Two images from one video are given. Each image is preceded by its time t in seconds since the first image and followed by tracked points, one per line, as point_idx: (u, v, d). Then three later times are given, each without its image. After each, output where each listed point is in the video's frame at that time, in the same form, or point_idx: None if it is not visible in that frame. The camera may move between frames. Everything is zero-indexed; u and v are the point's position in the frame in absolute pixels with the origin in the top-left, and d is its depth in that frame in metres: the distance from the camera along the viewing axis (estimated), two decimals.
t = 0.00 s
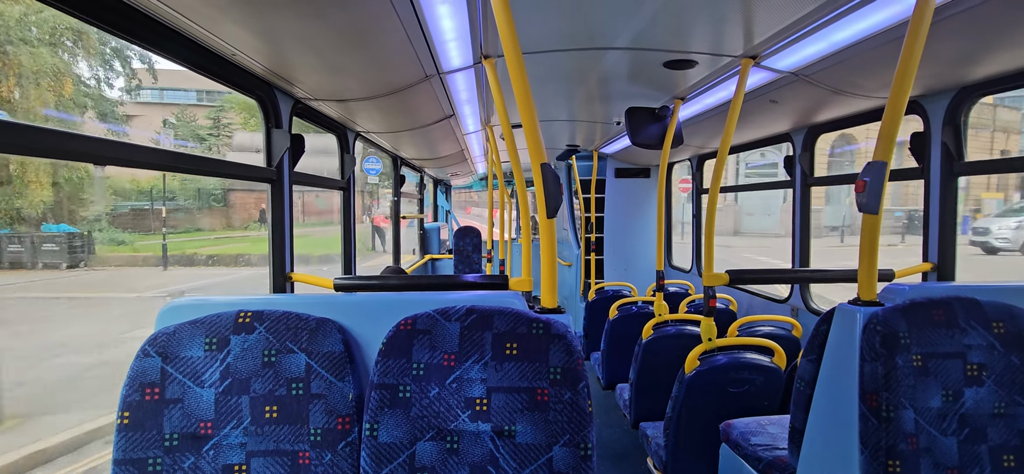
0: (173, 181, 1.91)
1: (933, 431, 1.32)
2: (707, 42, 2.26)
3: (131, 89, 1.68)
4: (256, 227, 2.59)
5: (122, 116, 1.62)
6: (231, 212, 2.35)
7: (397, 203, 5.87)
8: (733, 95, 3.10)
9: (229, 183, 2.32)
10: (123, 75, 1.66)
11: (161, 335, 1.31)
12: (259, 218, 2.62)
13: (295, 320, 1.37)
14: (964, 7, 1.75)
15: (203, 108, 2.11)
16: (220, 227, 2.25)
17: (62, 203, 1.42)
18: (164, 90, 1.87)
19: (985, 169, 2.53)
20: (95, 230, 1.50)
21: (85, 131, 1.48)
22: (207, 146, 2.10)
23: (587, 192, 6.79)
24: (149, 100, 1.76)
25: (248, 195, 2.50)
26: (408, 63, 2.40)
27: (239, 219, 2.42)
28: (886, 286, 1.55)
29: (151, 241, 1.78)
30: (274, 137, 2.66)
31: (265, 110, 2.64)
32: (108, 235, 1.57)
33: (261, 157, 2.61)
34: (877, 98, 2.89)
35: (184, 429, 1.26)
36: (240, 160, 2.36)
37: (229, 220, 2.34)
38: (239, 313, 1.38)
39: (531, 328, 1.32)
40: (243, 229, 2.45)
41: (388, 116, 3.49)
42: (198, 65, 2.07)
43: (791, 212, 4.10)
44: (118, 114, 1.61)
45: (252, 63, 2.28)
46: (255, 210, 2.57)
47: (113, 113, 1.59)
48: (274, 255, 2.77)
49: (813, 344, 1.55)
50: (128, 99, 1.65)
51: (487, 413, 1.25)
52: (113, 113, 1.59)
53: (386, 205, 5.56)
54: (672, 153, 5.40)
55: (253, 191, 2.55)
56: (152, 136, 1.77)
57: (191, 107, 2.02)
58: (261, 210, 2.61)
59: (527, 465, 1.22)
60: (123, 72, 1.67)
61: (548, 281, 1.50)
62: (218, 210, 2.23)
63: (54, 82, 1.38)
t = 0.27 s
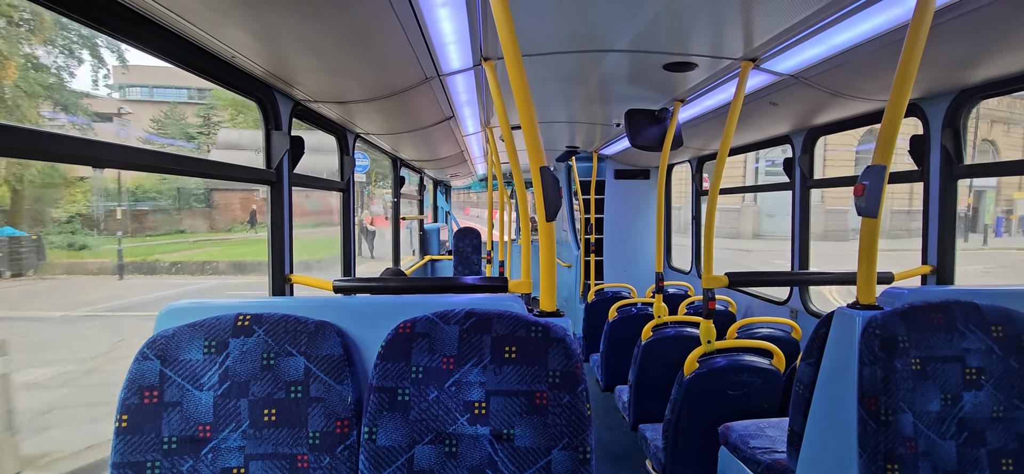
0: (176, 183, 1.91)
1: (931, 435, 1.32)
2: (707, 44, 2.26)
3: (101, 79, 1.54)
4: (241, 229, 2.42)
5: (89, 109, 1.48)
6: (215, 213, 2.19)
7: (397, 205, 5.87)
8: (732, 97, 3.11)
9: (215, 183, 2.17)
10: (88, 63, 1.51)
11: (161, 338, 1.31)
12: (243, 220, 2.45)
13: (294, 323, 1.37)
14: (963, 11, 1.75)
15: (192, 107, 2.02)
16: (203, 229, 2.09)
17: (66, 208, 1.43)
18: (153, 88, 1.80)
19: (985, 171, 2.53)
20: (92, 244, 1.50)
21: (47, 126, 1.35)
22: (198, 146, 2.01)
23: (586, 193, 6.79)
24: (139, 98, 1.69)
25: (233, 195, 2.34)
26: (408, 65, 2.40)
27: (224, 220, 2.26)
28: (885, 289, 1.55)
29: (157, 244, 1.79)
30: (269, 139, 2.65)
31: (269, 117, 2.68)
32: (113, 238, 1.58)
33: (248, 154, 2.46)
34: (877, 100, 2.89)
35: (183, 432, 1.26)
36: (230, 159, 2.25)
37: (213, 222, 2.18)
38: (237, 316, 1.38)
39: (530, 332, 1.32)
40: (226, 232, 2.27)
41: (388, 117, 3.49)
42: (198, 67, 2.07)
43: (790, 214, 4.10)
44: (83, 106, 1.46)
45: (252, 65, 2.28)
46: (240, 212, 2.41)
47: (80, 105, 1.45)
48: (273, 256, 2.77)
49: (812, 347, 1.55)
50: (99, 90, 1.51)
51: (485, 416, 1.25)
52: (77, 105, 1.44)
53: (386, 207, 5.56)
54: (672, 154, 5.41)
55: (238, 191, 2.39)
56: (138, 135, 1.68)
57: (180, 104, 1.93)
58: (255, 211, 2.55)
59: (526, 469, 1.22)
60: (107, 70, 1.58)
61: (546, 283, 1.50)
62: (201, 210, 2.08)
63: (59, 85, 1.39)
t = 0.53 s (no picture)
0: (175, 183, 1.91)
1: (928, 433, 1.32)
2: (705, 43, 2.27)
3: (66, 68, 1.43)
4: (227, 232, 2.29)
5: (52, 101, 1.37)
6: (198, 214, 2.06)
7: (396, 203, 5.88)
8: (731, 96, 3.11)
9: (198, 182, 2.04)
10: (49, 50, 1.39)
11: (159, 338, 1.31)
12: (229, 222, 2.31)
13: (292, 323, 1.37)
14: (961, 10, 1.75)
15: (184, 104, 1.97)
16: (184, 232, 1.96)
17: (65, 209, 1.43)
18: (146, 85, 1.78)
19: (983, 170, 2.54)
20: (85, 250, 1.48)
21: None
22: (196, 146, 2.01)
23: (585, 192, 6.79)
24: (132, 96, 1.68)
25: (219, 196, 2.21)
26: (406, 64, 2.40)
27: (208, 222, 2.13)
28: (882, 288, 1.56)
29: (155, 241, 1.79)
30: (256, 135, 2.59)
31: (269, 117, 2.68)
32: (108, 237, 1.58)
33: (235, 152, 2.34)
34: (875, 99, 2.89)
35: (182, 432, 1.26)
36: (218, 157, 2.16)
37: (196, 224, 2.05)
38: (235, 316, 1.38)
39: (527, 331, 1.33)
40: (210, 234, 2.14)
41: (386, 116, 3.49)
42: (195, 67, 2.07)
43: (789, 213, 4.11)
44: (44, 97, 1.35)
45: (249, 64, 2.27)
46: (225, 213, 2.27)
47: (41, 97, 1.34)
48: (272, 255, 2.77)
49: (809, 346, 1.55)
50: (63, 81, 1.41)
51: (483, 416, 1.26)
52: (34, 94, 1.32)
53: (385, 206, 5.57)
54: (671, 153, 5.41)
55: (225, 190, 2.26)
56: (119, 131, 1.60)
57: (173, 103, 1.89)
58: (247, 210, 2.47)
59: (523, 468, 1.23)
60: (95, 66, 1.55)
61: (544, 283, 1.50)
62: (181, 211, 1.95)
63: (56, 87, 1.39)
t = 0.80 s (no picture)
0: (169, 181, 1.90)
1: (927, 429, 1.32)
2: (702, 40, 2.26)
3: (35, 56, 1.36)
4: (213, 232, 2.20)
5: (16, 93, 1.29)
6: (179, 214, 1.97)
7: (394, 203, 5.87)
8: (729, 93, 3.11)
9: (177, 181, 1.94)
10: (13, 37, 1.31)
11: (157, 338, 1.31)
12: (215, 222, 2.22)
13: (290, 321, 1.37)
14: (959, 5, 1.75)
15: (175, 101, 1.94)
16: (164, 233, 1.87)
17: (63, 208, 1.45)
18: (137, 81, 1.76)
19: (980, 166, 2.54)
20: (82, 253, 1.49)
21: None
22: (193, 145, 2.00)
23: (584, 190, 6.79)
24: (122, 92, 1.66)
25: (203, 194, 2.11)
26: (403, 62, 2.39)
27: (190, 223, 2.03)
28: (881, 284, 1.56)
29: (156, 241, 1.81)
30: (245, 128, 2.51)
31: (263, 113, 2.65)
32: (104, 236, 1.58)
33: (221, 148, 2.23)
34: (873, 95, 2.90)
35: (180, 432, 1.26)
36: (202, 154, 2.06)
37: (177, 224, 1.95)
38: (234, 316, 1.37)
39: (526, 329, 1.32)
40: (192, 236, 2.03)
41: (384, 115, 3.48)
42: (193, 67, 2.06)
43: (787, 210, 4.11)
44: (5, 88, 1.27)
45: (246, 63, 2.27)
46: (211, 213, 2.17)
47: (16, 91, 1.29)
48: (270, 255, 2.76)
49: (808, 343, 1.55)
50: (32, 70, 1.34)
51: (483, 414, 1.26)
52: None
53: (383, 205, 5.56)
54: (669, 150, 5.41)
55: (209, 189, 2.15)
56: (105, 127, 1.57)
57: (164, 99, 1.86)
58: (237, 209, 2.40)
59: (523, 466, 1.22)
60: (83, 61, 1.52)
61: (543, 281, 1.50)
62: (159, 212, 1.84)
63: (52, 85, 1.39)
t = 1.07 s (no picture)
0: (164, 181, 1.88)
1: (925, 423, 1.32)
2: (699, 37, 2.26)
3: (34, 52, 1.35)
4: (201, 233, 2.12)
5: (16, 89, 1.29)
6: (165, 213, 1.91)
7: (391, 202, 5.86)
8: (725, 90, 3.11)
9: (161, 178, 1.86)
10: (12, 33, 1.30)
11: (152, 338, 1.30)
12: (202, 221, 2.13)
13: (286, 321, 1.36)
14: None
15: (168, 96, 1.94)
16: (146, 233, 1.79)
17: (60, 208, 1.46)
18: (132, 76, 1.75)
19: (976, 161, 2.54)
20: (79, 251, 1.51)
21: None
22: (187, 144, 1.99)
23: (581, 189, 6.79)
24: (118, 87, 1.66)
25: (188, 192, 2.03)
26: (399, 60, 2.38)
27: (175, 222, 1.96)
28: (878, 279, 1.57)
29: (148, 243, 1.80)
30: (234, 122, 2.43)
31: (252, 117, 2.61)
32: (97, 234, 1.57)
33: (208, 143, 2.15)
34: (869, 91, 2.90)
35: (176, 432, 1.25)
36: (187, 149, 1.98)
37: (160, 224, 1.88)
38: (229, 315, 1.36)
39: (524, 327, 1.32)
40: (174, 236, 1.95)
41: (380, 114, 3.47)
42: (188, 66, 2.05)
43: (784, 207, 4.11)
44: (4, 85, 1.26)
45: (241, 62, 2.25)
46: (197, 211, 2.09)
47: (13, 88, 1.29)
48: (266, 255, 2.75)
49: (806, 339, 1.55)
50: (33, 67, 1.34)
51: (481, 412, 1.25)
52: None
53: (381, 205, 5.55)
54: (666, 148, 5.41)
55: (195, 186, 2.06)
56: (99, 125, 1.56)
57: (158, 94, 1.86)
58: (228, 207, 2.33)
59: (521, 464, 1.22)
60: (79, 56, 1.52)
61: (540, 278, 1.49)
62: (141, 210, 1.77)
63: (52, 86, 1.39)
